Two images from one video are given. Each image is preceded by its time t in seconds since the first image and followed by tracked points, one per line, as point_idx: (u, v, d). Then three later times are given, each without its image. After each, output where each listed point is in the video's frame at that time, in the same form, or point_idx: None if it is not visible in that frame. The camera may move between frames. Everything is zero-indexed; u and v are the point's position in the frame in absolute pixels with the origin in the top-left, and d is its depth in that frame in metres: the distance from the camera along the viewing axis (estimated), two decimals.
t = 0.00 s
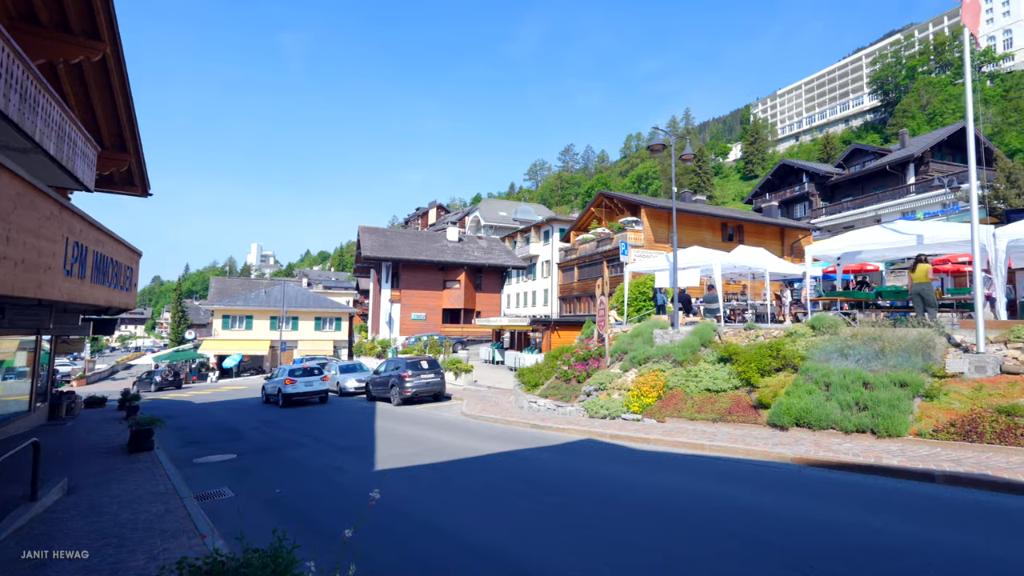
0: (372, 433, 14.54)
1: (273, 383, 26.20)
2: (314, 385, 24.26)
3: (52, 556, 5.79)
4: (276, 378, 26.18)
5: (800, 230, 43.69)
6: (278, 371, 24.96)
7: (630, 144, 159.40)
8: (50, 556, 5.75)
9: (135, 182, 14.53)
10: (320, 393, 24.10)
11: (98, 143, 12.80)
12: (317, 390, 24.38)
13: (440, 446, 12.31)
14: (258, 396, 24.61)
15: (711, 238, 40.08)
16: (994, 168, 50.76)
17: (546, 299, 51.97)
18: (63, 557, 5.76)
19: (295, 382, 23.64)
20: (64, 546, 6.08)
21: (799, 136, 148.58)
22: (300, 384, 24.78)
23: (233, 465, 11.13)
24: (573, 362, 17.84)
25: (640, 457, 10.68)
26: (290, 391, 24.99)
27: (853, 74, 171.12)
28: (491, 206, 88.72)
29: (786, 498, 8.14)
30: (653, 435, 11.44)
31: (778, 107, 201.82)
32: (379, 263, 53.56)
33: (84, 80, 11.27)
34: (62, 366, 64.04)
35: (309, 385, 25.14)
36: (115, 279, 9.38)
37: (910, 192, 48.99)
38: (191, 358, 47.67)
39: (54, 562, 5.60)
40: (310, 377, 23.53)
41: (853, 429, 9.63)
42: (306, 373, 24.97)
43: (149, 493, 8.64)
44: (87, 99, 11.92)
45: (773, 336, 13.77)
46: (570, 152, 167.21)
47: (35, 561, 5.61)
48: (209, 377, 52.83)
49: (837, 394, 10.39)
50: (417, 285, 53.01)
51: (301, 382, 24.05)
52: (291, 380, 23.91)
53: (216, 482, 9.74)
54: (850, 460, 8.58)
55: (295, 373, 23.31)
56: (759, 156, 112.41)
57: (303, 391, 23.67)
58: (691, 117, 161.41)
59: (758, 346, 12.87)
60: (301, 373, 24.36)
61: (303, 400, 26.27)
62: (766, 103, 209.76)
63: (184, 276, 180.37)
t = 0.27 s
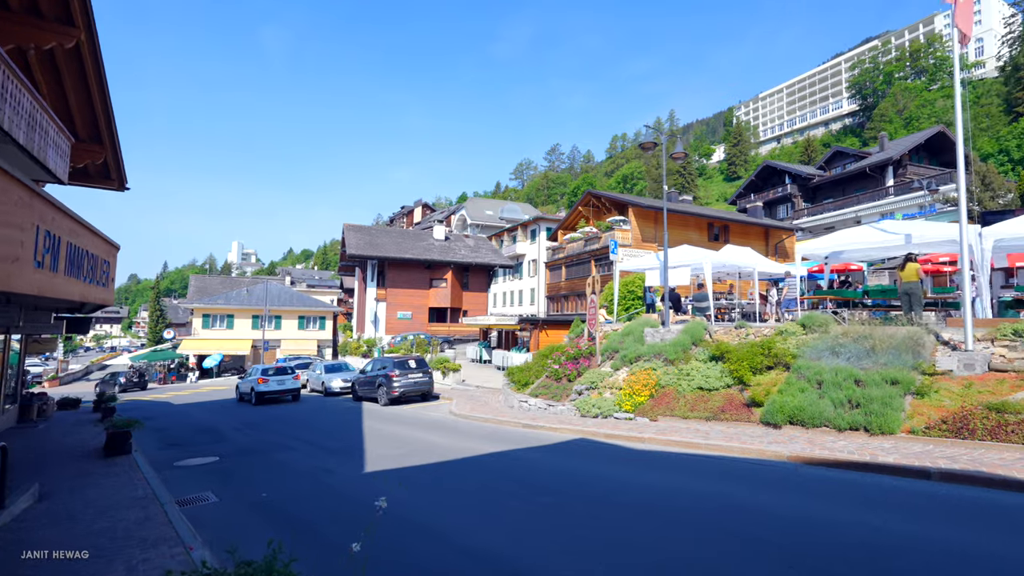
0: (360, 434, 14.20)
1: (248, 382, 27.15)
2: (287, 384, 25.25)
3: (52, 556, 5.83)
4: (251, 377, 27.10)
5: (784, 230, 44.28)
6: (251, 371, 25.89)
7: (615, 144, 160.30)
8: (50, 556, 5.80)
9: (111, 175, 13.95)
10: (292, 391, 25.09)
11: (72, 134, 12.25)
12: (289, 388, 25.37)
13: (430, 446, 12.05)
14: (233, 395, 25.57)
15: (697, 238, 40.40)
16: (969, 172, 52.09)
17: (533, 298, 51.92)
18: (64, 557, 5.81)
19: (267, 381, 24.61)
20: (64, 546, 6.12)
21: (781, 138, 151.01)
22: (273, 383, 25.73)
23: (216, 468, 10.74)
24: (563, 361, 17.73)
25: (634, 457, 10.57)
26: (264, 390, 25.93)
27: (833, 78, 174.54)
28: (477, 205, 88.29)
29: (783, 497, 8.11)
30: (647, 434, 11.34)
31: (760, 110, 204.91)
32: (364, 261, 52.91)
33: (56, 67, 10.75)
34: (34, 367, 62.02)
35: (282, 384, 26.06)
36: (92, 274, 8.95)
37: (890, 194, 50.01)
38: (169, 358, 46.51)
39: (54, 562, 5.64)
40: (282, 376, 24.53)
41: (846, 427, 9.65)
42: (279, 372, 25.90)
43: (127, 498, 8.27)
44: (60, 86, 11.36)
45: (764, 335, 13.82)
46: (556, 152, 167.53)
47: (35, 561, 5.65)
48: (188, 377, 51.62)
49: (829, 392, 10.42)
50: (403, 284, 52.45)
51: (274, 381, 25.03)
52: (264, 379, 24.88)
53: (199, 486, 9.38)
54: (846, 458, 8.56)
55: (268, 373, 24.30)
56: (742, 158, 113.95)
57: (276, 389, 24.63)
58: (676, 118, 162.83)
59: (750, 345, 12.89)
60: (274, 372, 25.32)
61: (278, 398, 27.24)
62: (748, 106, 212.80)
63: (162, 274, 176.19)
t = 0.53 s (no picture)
0: (354, 435, 13.94)
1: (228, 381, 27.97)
2: (266, 383, 26.14)
3: (53, 556, 5.87)
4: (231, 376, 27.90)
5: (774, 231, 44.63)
6: (231, 370, 26.75)
7: (606, 144, 160.75)
8: (50, 556, 5.84)
9: (96, 171, 13.54)
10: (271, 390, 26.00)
11: (55, 127, 11.88)
12: (269, 387, 26.23)
13: (428, 449, 11.81)
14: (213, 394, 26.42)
15: (690, 238, 40.55)
16: (954, 174, 52.88)
17: (526, 297, 51.85)
18: (64, 557, 5.84)
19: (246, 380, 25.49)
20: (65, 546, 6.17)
21: (770, 140, 152.52)
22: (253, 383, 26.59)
23: (206, 472, 10.46)
24: (559, 361, 17.59)
25: (635, 458, 10.45)
26: (243, 389, 26.82)
27: (820, 81, 176.73)
28: (469, 204, 87.92)
29: (789, 499, 8.01)
30: (647, 435, 11.22)
31: (750, 112, 206.70)
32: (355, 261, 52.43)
33: (37, 59, 10.42)
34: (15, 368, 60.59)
35: (262, 383, 26.93)
36: (77, 270, 8.65)
37: (877, 196, 50.61)
38: (155, 358, 45.70)
39: (54, 562, 5.67)
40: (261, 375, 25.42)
41: (848, 426, 9.61)
42: (258, 372, 26.76)
43: (115, 505, 7.98)
44: (43, 78, 10.96)
45: (761, 335, 13.80)
46: (547, 152, 167.61)
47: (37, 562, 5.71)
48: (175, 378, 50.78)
49: (830, 391, 10.38)
50: (394, 284, 52.02)
51: (254, 380, 25.92)
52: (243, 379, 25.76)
53: (190, 491, 9.10)
54: (850, 458, 8.50)
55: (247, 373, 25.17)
56: (732, 159, 114.84)
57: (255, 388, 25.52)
58: (666, 119, 163.66)
59: (748, 345, 12.86)
60: (254, 372, 26.19)
61: (258, 396, 28.15)
62: (737, 108, 214.59)
63: (147, 273, 173.41)
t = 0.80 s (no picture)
0: (350, 437, 13.71)
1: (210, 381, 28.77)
2: (247, 382, 26.98)
3: (52, 556, 5.91)
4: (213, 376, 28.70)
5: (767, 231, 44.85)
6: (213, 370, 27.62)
7: (599, 145, 161.12)
8: (50, 556, 5.88)
9: (83, 167, 13.19)
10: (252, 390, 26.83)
11: (41, 121, 11.55)
12: (250, 387, 27.07)
13: (426, 450, 11.61)
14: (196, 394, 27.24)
15: (684, 238, 40.69)
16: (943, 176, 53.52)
17: (519, 297, 51.75)
18: (65, 557, 5.89)
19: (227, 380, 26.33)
20: (65, 546, 6.21)
21: (760, 141, 153.73)
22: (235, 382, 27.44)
23: (199, 475, 10.20)
24: (557, 361, 17.47)
25: (637, 458, 10.33)
26: (225, 388, 27.65)
27: (810, 84, 178.44)
28: (462, 203, 87.60)
29: (794, 499, 7.93)
30: (649, 435, 11.11)
31: (741, 113, 208.14)
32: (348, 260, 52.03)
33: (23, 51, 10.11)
34: None
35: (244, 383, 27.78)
36: (69, 266, 8.39)
37: (868, 197, 51.09)
38: (143, 358, 45.01)
39: (55, 561, 5.74)
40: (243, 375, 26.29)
41: (851, 426, 9.56)
42: (240, 372, 27.58)
43: (105, 509, 7.75)
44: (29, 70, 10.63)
45: (761, 334, 13.77)
46: (540, 152, 167.66)
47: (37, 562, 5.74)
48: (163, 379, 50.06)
49: (832, 391, 10.34)
50: (387, 283, 51.65)
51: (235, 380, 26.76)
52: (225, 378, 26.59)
53: (182, 494, 8.86)
54: (855, 458, 8.44)
55: (228, 372, 26.03)
56: (723, 160, 115.57)
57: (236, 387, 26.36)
58: (658, 120, 164.34)
59: (748, 344, 12.82)
60: (235, 371, 27.05)
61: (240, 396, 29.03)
62: (728, 109, 216.00)
63: (134, 272, 170.96)
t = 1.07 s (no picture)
0: (340, 439, 13.42)
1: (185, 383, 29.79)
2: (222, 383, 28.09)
3: (52, 556, 5.97)
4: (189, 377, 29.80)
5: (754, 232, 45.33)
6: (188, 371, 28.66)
7: (587, 146, 161.71)
8: (50, 556, 5.93)
9: (63, 162, 12.73)
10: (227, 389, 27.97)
11: (19, 114, 11.08)
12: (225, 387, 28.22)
13: (420, 452, 11.40)
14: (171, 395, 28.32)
15: (673, 239, 41.03)
16: (922, 180, 54.70)
17: (508, 297, 51.68)
18: (64, 557, 5.93)
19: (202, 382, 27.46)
20: (65, 546, 6.27)
21: (745, 144, 155.73)
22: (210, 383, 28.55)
23: (185, 479, 9.87)
24: (550, 361, 17.36)
25: (634, 460, 10.24)
26: (201, 389, 28.70)
27: (794, 88, 181.28)
28: (451, 203, 87.14)
29: (795, 499, 7.90)
30: (646, 435, 11.02)
31: (726, 116, 210.73)
32: (335, 259, 51.44)
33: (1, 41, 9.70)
34: None
35: (218, 382, 28.83)
36: (51, 261, 8.03)
37: (851, 199, 52.04)
38: (123, 359, 43.94)
39: (55, 562, 5.77)
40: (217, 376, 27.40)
41: (847, 426, 9.60)
42: (214, 372, 28.64)
43: (87, 516, 7.44)
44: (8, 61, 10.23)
45: (754, 334, 13.82)
46: (528, 152, 167.79)
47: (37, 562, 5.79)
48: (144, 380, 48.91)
49: (827, 390, 10.37)
50: (375, 283, 51.13)
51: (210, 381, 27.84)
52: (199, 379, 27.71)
53: (169, 500, 8.57)
54: (854, 458, 8.43)
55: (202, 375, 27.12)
56: (709, 162, 116.85)
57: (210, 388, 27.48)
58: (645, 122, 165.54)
59: (742, 344, 12.87)
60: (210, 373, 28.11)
61: (215, 395, 30.19)
62: (714, 112, 218.45)
63: (114, 272, 167.19)
